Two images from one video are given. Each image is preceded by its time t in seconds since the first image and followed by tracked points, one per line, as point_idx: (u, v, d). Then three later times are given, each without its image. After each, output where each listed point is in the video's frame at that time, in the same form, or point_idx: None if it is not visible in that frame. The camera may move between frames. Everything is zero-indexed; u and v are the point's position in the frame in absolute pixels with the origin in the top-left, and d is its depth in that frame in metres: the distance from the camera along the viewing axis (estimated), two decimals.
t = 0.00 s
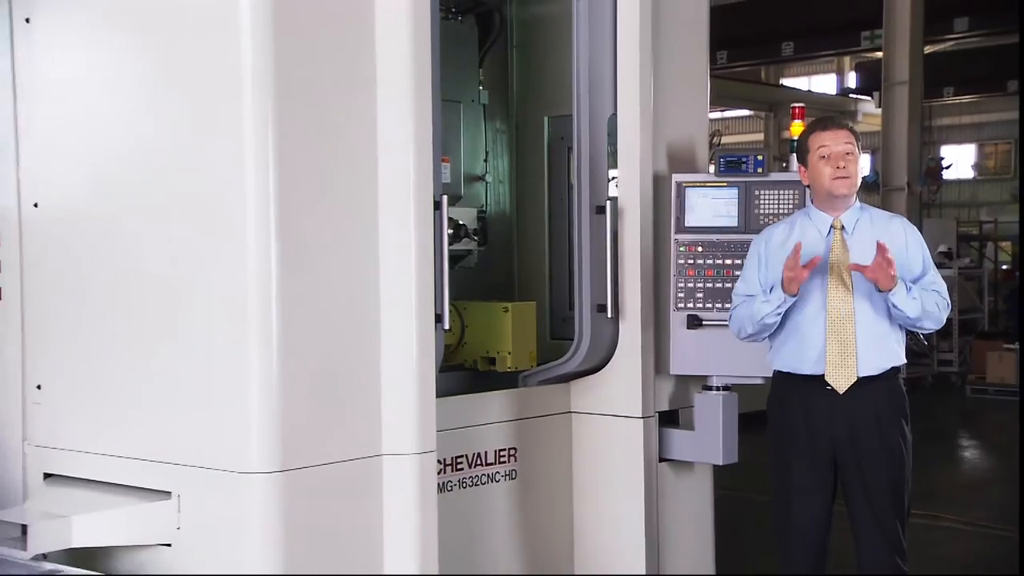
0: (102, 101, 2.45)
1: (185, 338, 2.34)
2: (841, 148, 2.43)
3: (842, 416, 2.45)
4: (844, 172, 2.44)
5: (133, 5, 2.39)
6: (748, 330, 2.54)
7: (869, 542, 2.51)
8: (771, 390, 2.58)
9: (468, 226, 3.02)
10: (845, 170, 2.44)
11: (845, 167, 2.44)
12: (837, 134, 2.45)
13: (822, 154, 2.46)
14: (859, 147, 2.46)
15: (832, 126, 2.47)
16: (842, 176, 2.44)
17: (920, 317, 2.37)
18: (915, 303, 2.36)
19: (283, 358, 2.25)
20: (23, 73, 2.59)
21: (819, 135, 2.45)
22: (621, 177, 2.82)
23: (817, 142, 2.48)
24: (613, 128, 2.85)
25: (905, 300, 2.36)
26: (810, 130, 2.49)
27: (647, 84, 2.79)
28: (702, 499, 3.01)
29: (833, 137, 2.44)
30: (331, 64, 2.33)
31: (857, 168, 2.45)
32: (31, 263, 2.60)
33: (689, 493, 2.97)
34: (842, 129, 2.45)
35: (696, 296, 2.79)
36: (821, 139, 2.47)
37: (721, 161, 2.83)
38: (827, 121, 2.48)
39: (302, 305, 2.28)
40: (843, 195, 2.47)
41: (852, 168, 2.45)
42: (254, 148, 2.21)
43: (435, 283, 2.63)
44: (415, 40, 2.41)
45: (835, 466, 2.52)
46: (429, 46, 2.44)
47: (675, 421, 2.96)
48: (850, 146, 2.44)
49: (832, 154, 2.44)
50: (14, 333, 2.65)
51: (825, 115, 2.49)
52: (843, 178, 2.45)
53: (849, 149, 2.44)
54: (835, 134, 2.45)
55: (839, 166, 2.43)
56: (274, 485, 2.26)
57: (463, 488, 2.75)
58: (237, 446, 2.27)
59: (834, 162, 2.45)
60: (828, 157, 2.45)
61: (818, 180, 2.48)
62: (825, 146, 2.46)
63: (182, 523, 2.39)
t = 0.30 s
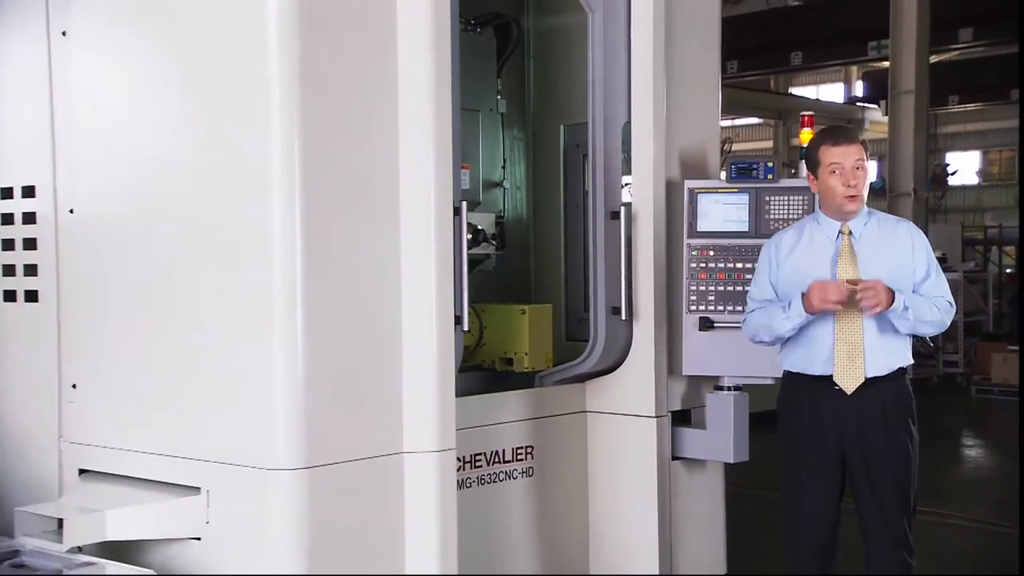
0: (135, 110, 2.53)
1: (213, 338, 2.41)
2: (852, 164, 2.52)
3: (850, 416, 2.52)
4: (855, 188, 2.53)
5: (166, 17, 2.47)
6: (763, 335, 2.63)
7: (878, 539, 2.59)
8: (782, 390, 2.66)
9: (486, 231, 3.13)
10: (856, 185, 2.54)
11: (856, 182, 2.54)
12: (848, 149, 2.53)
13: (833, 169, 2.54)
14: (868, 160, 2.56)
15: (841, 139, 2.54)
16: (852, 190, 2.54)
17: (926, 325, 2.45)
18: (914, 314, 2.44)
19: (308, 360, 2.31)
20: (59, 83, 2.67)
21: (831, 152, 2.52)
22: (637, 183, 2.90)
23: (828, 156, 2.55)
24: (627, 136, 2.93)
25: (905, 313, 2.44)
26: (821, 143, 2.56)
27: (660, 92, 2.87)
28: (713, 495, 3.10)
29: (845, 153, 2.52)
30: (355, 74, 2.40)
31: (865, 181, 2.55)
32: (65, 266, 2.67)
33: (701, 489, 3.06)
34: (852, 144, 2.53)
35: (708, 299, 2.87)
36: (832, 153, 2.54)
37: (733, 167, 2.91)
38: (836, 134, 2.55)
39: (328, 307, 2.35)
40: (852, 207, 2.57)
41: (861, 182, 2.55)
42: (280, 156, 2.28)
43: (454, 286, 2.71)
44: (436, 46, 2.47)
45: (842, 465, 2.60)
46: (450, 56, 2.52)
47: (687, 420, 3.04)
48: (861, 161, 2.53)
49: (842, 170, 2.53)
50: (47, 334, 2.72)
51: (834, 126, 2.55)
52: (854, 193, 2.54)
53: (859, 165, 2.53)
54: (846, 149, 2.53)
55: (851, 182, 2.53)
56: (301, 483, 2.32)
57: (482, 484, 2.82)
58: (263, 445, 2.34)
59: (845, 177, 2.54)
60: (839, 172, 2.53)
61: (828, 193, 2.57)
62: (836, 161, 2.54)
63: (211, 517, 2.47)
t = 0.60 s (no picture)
0: (163, 116, 2.61)
1: (238, 338, 2.50)
2: (859, 182, 2.60)
3: (856, 415, 2.60)
4: (860, 205, 2.62)
5: (193, 25, 2.55)
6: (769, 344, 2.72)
7: (882, 534, 2.67)
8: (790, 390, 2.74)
9: (503, 235, 3.24)
10: (861, 202, 2.62)
11: (862, 198, 2.62)
12: (857, 167, 2.59)
13: (840, 184, 2.62)
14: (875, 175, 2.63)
15: (851, 156, 2.59)
16: (858, 206, 2.63)
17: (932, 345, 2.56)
18: (924, 338, 2.53)
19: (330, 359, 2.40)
20: (89, 90, 2.75)
21: (840, 170, 2.59)
22: (648, 187, 2.98)
23: (837, 172, 2.62)
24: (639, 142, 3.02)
25: (917, 336, 2.53)
26: (830, 156, 2.63)
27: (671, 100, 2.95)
28: (722, 490, 3.18)
29: (854, 171, 2.59)
30: (375, 82, 2.48)
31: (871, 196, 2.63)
32: (97, 268, 2.76)
33: (710, 485, 3.14)
34: (861, 163, 2.59)
35: (718, 300, 2.96)
36: (841, 169, 2.61)
37: (741, 172, 2.98)
38: (847, 151, 2.60)
39: (350, 307, 2.44)
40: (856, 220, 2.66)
41: (867, 197, 2.63)
42: (304, 162, 2.36)
43: (472, 286, 2.80)
44: (454, 55, 2.56)
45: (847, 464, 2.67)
46: (468, 62, 2.61)
47: (697, 418, 3.15)
48: (868, 179, 2.60)
49: (850, 187, 2.61)
50: (79, 333, 2.81)
51: (845, 142, 2.60)
52: (859, 209, 2.63)
53: (866, 183, 2.60)
54: (854, 167, 2.59)
55: (856, 199, 2.61)
56: (324, 478, 2.40)
57: (497, 480, 2.90)
58: (287, 441, 2.42)
59: (851, 193, 2.62)
60: (846, 189, 2.61)
61: (834, 205, 2.66)
62: (844, 178, 2.61)
63: (237, 511, 2.55)
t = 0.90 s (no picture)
0: (189, 125, 2.71)
1: (262, 339, 2.59)
2: (864, 189, 2.67)
3: (860, 414, 2.68)
4: (865, 212, 2.69)
5: (219, 34, 2.64)
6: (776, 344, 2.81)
7: (886, 530, 2.74)
8: (797, 390, 2.83)
9: (516, 238, 3.38)
10: (867, 208, 2.69)
11: (867, 204, 2.70)
12: (862, 174, 2.67)
13: (846, 191, 2.70)
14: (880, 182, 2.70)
15: (856, 164, 2.68)
16: (863, 212, 2.70)
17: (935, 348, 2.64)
18: (927, 340, 2.61)
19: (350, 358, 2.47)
20: (120, 98, 2.84)
21: (845, 178, 2.67)
22: (658, 193, 3.07)
23: (842, 180, 2.70)
24: (649, 149, 3.10)
25: (920, 339, 2.61)
26: (836, 164, 2.71)
27: (681, 108, 3.04)
28: (730, 486, 3.28)
29: (859, 178, 2.68)
30: (394, 91, 2.57)
31: (877, 203, 2.70)
32: (127, 271, 2.86)
33: (719, 481, 3.23)
34: (865, 170, 2.67)
35: (726, 302, 3.06)
36: (846, 177, 2.69)
37: (749, 178, 3.14)
38: (852, 158, 2.68)
39: (371, 306, 2.52)
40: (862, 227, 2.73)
41: (873, 204, 2.70)
42: (325, 169, 2.44)
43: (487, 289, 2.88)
44: (470, 65, 2.65)
45: (851, 461, 2.76)
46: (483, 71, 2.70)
47: (706, 416, 3.24)
48: (873, 186, 2.68)
49: (855, 194, 2.69)
50: (110, 334, 2.91)
51: (850, 150, 2.68)
52: (864, 216, 2.70)
53: (870, 190, 2.68)
54: (859, 174, 2.68)
55: (861, 205, 2.69)
56: (345, 474, 2.48)
57: (512, 476, 2.96)
58: (308, 439, 2.51)
59: (856, 200, 2.70)
60: (852, 196, 2.69)
61: (840, 212, 2.74)
62: (849, 185, 2.69)
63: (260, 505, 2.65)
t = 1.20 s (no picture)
0: (211, 133, 2.80)
1: (282, 341, 2.68)
2: (867, 189, 2.76)
3: (865, 413, 2.76)
4: (868, 212, 2.77)
5: (241, 46, 2.73)
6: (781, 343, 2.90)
7: (889, 527, 2.82)
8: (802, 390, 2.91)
9: (529, 242, 3.48)
10: (870, 208, 2.77)
11: (870, 204, 2.78)
12: (865, 174, 2.76)
13: (849, 191, 2.78)
14: (883, 183, 2.79)
15: (860, 164, 2.76)
16: (867, 211, 2.78)
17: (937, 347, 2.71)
18: (929, 340, 2.69)
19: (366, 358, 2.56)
20: (146, 107, 2.95)
21: (850, 178, 2.75)
22: (666, 198, 3.16)
23: (847, 180, 2.78)
24: (659, 155, 3.18)
25: (922, 338, 2.69)
26: (840, 164, 2.79)
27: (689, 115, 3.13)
28: (738, 483, 3.36)
29: (863, 179, 2.75)
30: (411, 100, 2.66)
31: (879, 203, 2.79)
32: (153, 274, 2.96)
33: (727, 478, 3.32)
34: (869, 171, 2.75)
35: (732, 304, 3.14)
36: (850, 176, 2.77)
37: (756, 184, 3.18)
38: (855, 159, 2.77)
39: (388, 308, 2.61)
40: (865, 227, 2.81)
41: (876, 204, 2.78)
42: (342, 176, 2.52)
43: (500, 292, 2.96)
44: (484, 73, 2.73)
45: (856, 458, 2.84)
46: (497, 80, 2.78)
47: (714, 414, 3.33)
48: (876, 186, 2.76)
49: (859, 194, 2.77)
50: (137, 335, 3.01)
51: (854, 151, 2.76)
52: (868, 215, 2.78)
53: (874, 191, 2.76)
54: (863, 174, 2.76)
55: (865, 205, 2.77)
56: (362, 471, 2.56)
57: (526, 473, 3.04)
58: (326, 437, 2.59)
59: (859, 200, 2.77)
60: (855, 195, 2.77)
61: (844, 212, 2.82)
62: (853, 185, 2.77)
63: (281, 500, 2.73)
